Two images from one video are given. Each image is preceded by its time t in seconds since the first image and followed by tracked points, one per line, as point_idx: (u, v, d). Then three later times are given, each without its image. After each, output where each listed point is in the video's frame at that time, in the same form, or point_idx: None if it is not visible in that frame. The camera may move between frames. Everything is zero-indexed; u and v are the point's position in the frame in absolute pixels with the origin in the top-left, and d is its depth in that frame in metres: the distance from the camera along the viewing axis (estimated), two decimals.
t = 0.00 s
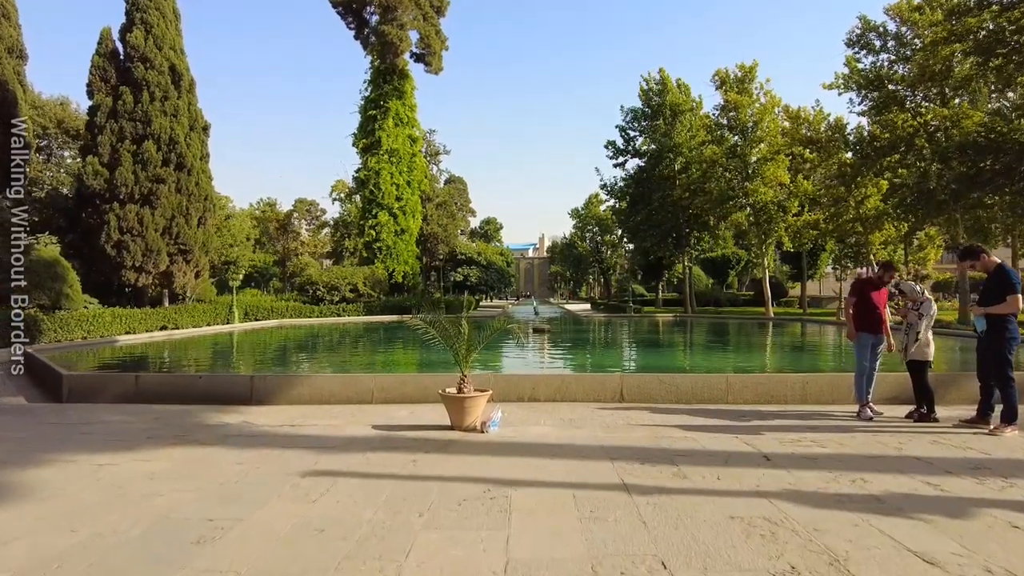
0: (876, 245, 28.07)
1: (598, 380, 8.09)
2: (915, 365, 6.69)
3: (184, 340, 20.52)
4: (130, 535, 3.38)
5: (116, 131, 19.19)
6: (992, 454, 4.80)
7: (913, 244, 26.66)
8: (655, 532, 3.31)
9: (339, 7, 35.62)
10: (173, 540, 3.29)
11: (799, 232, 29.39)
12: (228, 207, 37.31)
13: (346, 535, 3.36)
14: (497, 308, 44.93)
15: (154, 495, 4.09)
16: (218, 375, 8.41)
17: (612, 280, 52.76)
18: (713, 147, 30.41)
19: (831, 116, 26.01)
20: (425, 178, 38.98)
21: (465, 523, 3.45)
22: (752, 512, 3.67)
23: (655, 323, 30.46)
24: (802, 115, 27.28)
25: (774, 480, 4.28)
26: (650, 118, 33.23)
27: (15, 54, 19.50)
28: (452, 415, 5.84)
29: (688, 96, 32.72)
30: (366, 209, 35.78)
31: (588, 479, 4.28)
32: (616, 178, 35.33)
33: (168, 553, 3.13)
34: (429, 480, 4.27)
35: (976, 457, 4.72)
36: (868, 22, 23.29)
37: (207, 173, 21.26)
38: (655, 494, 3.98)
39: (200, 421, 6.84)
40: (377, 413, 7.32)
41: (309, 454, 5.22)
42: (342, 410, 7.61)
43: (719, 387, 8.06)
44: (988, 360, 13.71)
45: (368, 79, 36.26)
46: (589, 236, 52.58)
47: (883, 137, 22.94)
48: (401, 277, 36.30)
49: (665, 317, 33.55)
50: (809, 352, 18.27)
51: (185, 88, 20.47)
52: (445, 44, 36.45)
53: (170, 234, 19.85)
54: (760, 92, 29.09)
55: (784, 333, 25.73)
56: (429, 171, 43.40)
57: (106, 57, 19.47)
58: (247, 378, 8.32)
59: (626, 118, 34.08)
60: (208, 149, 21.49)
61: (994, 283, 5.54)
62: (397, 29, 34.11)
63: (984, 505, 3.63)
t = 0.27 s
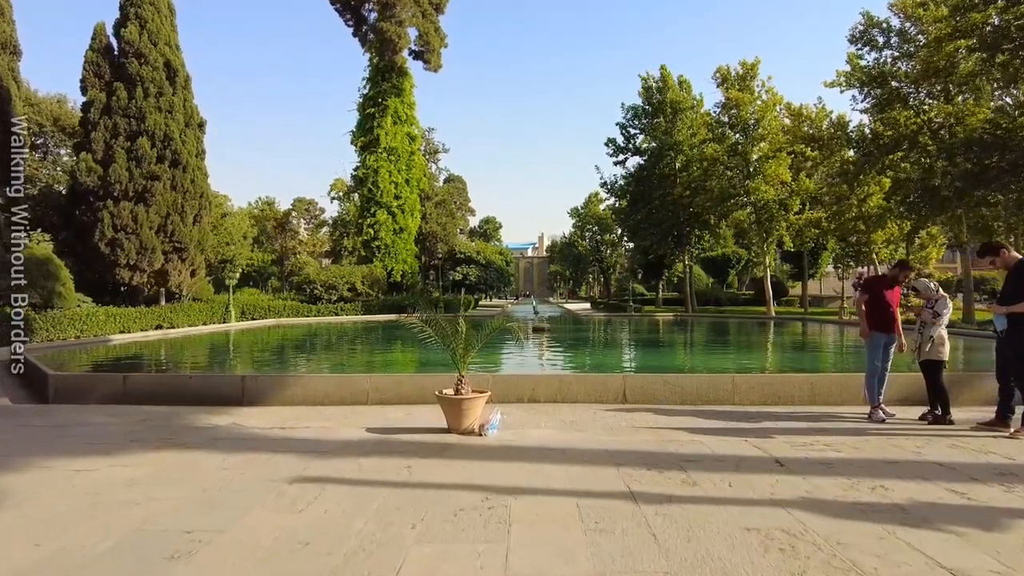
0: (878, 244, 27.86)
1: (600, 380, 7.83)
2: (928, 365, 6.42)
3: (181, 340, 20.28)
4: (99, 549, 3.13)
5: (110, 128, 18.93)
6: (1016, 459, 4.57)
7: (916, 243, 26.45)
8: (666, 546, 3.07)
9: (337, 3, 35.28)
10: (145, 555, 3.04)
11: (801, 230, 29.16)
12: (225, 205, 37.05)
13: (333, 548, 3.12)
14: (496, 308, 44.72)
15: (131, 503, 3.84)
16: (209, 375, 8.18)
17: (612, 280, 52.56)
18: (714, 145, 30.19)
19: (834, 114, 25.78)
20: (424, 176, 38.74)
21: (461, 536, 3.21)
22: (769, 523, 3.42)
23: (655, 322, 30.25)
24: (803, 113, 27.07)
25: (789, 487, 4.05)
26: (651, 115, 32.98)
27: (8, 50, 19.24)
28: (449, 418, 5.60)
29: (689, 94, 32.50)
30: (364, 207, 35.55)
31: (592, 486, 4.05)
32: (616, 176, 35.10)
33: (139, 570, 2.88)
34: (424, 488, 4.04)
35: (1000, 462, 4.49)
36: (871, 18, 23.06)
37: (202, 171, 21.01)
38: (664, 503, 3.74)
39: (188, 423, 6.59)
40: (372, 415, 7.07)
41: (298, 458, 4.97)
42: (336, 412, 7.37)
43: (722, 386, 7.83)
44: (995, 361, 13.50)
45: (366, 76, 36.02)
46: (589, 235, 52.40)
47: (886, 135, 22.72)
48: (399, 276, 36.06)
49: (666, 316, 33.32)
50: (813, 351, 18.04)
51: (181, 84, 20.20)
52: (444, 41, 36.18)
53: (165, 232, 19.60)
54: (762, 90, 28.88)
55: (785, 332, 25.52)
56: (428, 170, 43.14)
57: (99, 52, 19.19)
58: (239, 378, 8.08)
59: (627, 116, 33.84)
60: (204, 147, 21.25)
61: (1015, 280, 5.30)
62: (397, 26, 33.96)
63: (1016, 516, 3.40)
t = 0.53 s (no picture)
0: (879, 244, 27.66)
1: (601, 383, 7.59)
2: (941, 366, 6.18)
3: (175, 339, 20.02)
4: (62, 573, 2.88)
5: (102, 124, 18.63)
6: None
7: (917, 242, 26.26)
8: (678, 570, 2.83)
9: None
10: None
11: (802, 229, 28.97)
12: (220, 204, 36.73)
13: (317, 571, 2.88)
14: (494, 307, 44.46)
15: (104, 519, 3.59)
16: (197, 377, 7.93)
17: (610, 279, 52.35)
18: (713, 143, 29.95)
19: (835, 112, 25.55)
20: (422, 174, 38.47)
21: (456, 558, 2.97)
22: (787, 542, 3.18)
23: (654, 322, 30.03)
24: (804, 110, 26.85)
25: (804, 500, 3.81)
26: (650, 113, 32.74)
27: None
28: (445, 424, 5.36)
29: (689, 91, 32.25)
30: (361, 205, 35.28)
31: (595, 500, 3.80)
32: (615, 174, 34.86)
33: None
34: (417, 501, 3.79)
35: None
36: (873, 15, 22.82)
37: (197, 168, 20.74)
38: (673, 519, 3.50)
39: (174, 428, 6.34)
40: (365, 419, 6.83)
41: (286, 467, 4.72)
42: (328, 416, 7.12)
43: (727, 389, 7.59)
44: (1000, 361, 13.29)
45: (363, 74, 35.73)
46: (587, 234, 52.18)
47: (887, 133, 22.49)
48: (397, 275, 35.78)
49: (665, 316, 33.10)
50: (813, 351, 17.86)
51: (174, 80, 19.90)
52: (442, 38, 35.84)
53: (158, 230, 19.33)
54: (762, 87, 28.67)
55: (784, 332, 25.32)
56: (426, 168, 42.87)
57: (90, 48, 18.87)
58: (228, 381, 7.83)
59: (626, 113, 33.58)
60: (197, 144, 20.97)
61: None
62: (393, 23, 33.29)
63: None
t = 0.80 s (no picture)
0: (877, 240, 27.51)
1: (599, 381, 7.37)
2: (952, 364, 5.96)
3: (166, 337, 19.74)
4: None
5: (90, 118, 18.31)
6: None
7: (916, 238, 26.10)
8: None
9: None
10: None
11: (800, 226, 28.79)
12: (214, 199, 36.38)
13: None
14: (490, 304, 44.24)
15: (67, 530, 3.34)
16: (182, 376, 7.69)
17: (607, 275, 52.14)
18: (711, 138, 29.75)
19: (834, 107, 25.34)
20: (417, 170, 38.17)
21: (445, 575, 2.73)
22: (801, 555, 2.96)
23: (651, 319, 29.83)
24: (803, 105, 26.68)
25: (815, 507, 3.59)
26: (647, 108, 32.51)
27: None
28: (437, 425, 5.14)
29: (686, 86, 32.02)
30: (356, 201, 34.99)
31: (594, 508, 3.58)
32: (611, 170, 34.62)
33: None
34: (404, 511, 3.56)
35: None
36: (873, 8, 22.61)
37: (188, 163, 20.44)
38: (677, 529, 3.28)
39: (155, 428, 6.09)
40: (354, 419, 6.60)
41: (267, 472, 4.49)
42: (316, 416, 6.89)
43: (727, 388, 7.38)
44: (1002, 359, 13.11)
45: (358, 68, 35.40)
46: (584, 230, 51.97)
47: (886, 128, 22.32)
48: (392, 272, 35.49)
49: (662, 313, 32.92)
50: (812, 348, 17.70)
51: (165, 73, 19.58)
52: (437, 33, 35.47)
53: (148, 225, 19.03)
54: (761, 82, 28.45)
55: (782, 329, 25.15)
56: (422, 164, 42.56)
57: (79, 40, 18.52)
58: (214, 380, 7.59)
59: (623, 108, 33.32)
60: (189, 138, 20.67)
61: None
62: (390, 17, 32.76)
63: None
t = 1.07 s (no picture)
0: (876, 237, 27.29)
1: (594, 381, 7.13)
2: (961, 365, 5.72)
3: (156, 336, 19.42)
4: None
5: (77, 112, 17.97)
6: None
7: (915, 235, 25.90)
8: None
9: None
10: None
11: (797, 222, 28.62)
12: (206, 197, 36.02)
13: None
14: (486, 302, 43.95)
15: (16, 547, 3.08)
16: (164, 377, 7.41)
17: (603, 273, 51.93)
18: (708, 134, 29.52)
19: (832, 103, 25.13)
20: (413, 167, 37.87)
21: None
22: None
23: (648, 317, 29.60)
24: (800, 101, 26.46)
25: (826, 520, 3.34)
26: (644, 104, 32.26)
27: None
28: (423, 429, 4.88)
29: (683, 82, 31.78)
30: (350, 198, 34.70)
31: (589, 522, 3.32)
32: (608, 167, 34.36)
33: None
34: (384, 525, 3.31)
35: None
36: (872, 3, 22.41)
37: (178, 159, 20.14)
38: (678, 545, 3.03)
39: (130, 432, 5.82)
40: (340, 422, 6.33)
41: (242, 480, 4.22)
42: (301, 418, 6.62)
43: (727, 388, 7.14)
44: (1004, 357, 12.91)
45: (352, 64, 35.07)
46: (580, 227, 51.73)
47: (885, 124, 22.11)
48: (387, 269, 35.20)
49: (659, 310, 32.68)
50: (811, 346, 17.55)
51: (154, 68, 19.25)
52: (432, 28, 35.15)
53: (137, 222, 18.70)
54: (759, 78, 28.24)
55: (780, 327, 24.94)
56: (417, 161, 42.26)
57: (65, 33, 18.17)
58: (196, 380, 7.32)
59: (620, 104, 33.06)
60: (179, 134, 20.36)
61: None
62: (383, 12, 32.71)
63: None
